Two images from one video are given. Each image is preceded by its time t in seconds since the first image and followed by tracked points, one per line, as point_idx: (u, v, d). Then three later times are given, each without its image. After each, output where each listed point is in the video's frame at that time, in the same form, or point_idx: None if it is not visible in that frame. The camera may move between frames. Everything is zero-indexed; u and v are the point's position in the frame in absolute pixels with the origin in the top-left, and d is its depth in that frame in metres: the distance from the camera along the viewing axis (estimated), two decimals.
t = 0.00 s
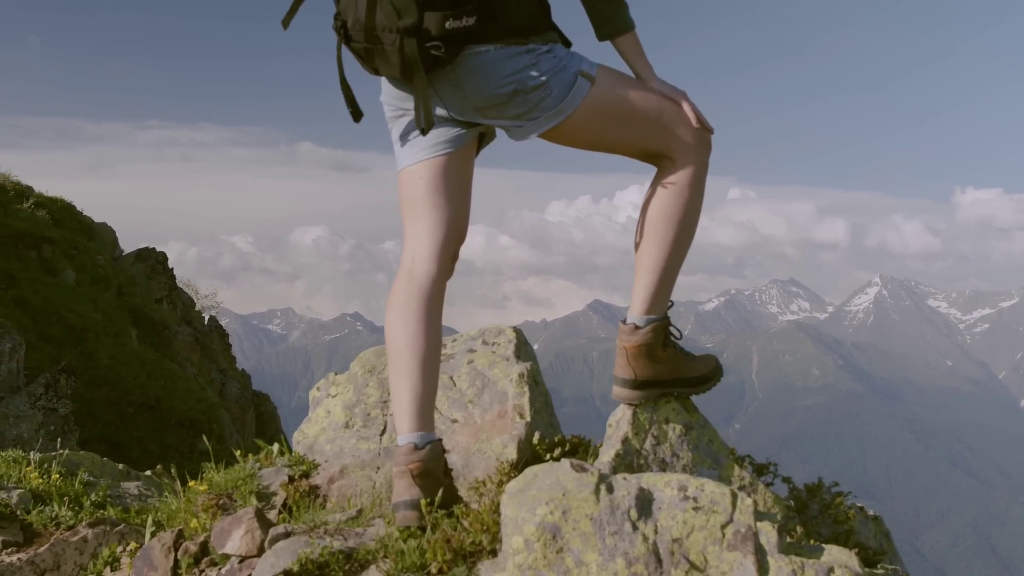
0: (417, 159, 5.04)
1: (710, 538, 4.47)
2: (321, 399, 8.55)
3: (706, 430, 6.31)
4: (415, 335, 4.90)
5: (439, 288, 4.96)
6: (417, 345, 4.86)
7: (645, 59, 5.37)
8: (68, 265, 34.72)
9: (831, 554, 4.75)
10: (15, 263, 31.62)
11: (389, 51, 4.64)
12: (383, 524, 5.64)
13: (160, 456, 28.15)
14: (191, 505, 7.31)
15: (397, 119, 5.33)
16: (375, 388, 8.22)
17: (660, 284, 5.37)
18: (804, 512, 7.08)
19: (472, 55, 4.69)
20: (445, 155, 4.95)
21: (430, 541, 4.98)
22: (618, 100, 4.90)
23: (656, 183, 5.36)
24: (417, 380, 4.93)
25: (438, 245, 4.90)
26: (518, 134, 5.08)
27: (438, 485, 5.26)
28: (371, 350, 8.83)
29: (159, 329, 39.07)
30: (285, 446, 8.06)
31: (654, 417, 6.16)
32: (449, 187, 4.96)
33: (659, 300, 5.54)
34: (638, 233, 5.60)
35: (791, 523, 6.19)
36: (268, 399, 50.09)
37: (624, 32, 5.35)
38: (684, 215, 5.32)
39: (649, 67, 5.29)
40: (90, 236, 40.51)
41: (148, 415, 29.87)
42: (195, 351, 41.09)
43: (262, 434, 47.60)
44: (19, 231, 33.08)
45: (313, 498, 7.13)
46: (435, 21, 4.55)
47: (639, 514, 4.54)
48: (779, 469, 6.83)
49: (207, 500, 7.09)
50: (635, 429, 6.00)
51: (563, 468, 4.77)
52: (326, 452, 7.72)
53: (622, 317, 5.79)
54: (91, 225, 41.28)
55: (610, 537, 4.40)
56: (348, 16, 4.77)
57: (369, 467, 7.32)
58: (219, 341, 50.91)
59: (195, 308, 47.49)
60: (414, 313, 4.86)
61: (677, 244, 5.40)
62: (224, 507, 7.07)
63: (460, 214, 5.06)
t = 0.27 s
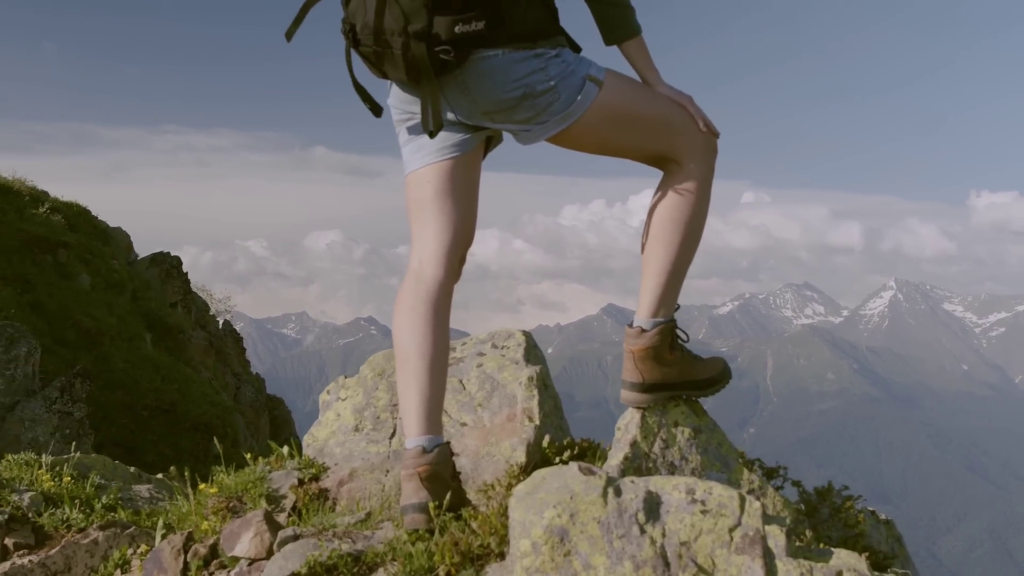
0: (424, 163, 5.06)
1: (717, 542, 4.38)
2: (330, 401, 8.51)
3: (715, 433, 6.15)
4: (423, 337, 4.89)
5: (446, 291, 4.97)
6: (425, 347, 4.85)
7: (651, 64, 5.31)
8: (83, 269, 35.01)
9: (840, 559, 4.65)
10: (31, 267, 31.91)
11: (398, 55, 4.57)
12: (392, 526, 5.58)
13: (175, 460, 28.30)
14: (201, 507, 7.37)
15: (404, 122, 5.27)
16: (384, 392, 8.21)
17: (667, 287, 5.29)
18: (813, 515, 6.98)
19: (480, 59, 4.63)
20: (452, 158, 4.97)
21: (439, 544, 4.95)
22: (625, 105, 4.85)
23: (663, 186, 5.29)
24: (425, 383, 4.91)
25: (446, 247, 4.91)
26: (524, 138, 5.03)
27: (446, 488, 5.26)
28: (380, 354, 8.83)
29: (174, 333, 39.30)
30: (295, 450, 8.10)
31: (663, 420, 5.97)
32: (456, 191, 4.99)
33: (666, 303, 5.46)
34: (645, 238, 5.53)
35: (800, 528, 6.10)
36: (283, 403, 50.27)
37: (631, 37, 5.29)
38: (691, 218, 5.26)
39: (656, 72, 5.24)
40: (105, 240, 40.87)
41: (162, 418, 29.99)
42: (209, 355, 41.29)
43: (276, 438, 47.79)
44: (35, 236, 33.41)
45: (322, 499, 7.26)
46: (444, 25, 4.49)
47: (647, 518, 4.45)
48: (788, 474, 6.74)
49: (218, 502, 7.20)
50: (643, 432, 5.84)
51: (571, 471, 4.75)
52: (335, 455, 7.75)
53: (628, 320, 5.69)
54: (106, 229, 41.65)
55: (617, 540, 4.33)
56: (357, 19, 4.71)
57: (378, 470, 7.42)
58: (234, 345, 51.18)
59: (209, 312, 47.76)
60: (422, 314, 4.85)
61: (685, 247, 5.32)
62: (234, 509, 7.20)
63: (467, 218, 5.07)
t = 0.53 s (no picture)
0: (431, 168, 5.01)
1: (726, 547, 4.23)
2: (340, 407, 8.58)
3: (725, 439, 6.10)
4: (431, 342, 4.85)
5: (454, 296, 4.92)
6: (433, 352, 4.81)
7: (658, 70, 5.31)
8: (97, 275, 35.27)
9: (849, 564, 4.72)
10: (45, 273, 32.18)
11: (409, 60, 4.55)
12: (400, 532, 5.57)
13: (188, 466, 28.40)
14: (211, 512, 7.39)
15: (412, 128, 5.26)
16: (394, 397, 8.21)
17: (675, 292, 5.32)
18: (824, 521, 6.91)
19: (490, 65, 4.64)
20: (459, 163, 4.93)
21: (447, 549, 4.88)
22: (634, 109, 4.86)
23: (670, 192, 5.33)
24: (433, 389, 4.87)
25: (453, 253, 4.86)
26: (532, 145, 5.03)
27: (454, 492, 5.14)
28: (389, 359, 8.86)
29: (187, 338, 39.49)
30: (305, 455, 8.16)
31: (672, 425, 5.92)
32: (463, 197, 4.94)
33: (673, 307, 5.47)
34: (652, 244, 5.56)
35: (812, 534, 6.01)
36: (296, 409, 50.43)
37: (639, 44, 5.28)
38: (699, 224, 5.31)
39: (663, 78, 5.24)
40: (119, 247, 41.18)
41: (176, 424, 30.02)
42: (222, 360, 41.42)
43: (289, 443, 47.93)
44: (50, 243, 33.72)
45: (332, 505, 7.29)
46: (455, 31, 4.47)
47: (655, 522, 4.28)
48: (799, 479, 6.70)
49: (228, 507, 7.25)
50: (653, 437, 5.77)
51: (580, 476, 4.56)
52: (345, 461, 7.78)
53: (635, 326, 5.69)
54: (120, 236, 42.01)
55: (626, 545, 4.16)
56: (367, 24, 4.68)
57: (387, 475, 7.43)
58: (247, 351, 51.42)
59: (222, 318, 48.01)
60: (429, 320, 4.81)
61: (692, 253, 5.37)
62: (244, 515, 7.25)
63: (474, 223, 5.02)
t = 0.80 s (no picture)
0: (439, 168, 4.97)
1: (733, 547, 4.10)
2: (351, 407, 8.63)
3: (734, 439, 6.00)
4: (440, 341, 4.79)
5: (463, 296, 4.88)
6: (442, 352, 4.76)
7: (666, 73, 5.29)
8: (113, 277, 35.56)
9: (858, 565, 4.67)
10: (61, 274, 32.47)
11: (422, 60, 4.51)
12: (409, 531, 5.55)
13: (202, 466, 28.55)
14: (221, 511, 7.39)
15: (421, 127, 5.22)
16: (404, 397, 8.30)
17: (684, 292, 5.31)
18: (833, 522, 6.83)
19: (503, 66, 4.61)
20: (467, 163, 4.90)
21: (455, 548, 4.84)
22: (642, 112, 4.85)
23: (678, 193, 5.33)
24: (442, 389, 4.83)
25: (462, 252, 4.82)
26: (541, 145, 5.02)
27: (463, 493, 5.10)
28: (400, 359, 8.90)
29: (202, 340, 39.73)
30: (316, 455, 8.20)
31: (681, 426, 5.85)
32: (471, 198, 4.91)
33: (681, 308, 5.44)
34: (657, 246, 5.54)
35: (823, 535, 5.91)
36: (310, 410, 50.63)
37: (647, 47, 5.26)
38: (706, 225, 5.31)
39: (670, 81, 5.22)
40: (134, 248, 41.51)
41: (190, 425, 30.17)
42: (237, 362, 41.57)
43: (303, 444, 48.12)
44: (65, 244, 34.03)
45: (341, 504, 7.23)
46: (470, 31, 4.43)
47: (663, 523, 4.19)
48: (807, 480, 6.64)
49: (237, 506, 7.22)
50: (662, 438, 5.71)
51: (587, 476, 4.47)
52: (355, 461, 7.79)
53: (642, 326, 5.63)
54: (136, 238, 42.35)
55: (634, 546, 4.07)
56: (380, 23, 4.62)
57: (397, 475, 7.44)
58: (262, 352, 51.68)
59: (237, 320, 48.27)
60: (438, 319, 4.77)
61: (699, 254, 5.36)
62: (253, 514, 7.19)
63: (482, 223, 4.98)
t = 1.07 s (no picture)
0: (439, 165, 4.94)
1: (735, 544, 4.09)
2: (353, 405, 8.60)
3: (737, 436, 5.95)
4: (440, 338, 4.77)
5: (463, 294, 4.85)
6: (442, 349, 4.73)
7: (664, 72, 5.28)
8: (119, 277, 35.64)
9: (859, 563, 4.66)
10: (68, 274, 32.56)
11: (426, 55, 4.49)
12: (411, 528, 5.55)
13: (208, 465, 28.60)
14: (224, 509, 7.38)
15: (421, 124, 5.20)
16: (406, 396, 8.30)
17: (682, 290, 5.27)
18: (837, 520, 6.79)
19: (506, 63, 4.59)
20: (468, 161, 4.87)
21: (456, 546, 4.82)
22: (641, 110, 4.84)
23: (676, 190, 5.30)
24: (443, 387, 4.81)
25: (462, 250, 4.80)
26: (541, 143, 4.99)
27: (465, 489, 5.08)
28: (403, 358, 8.89)
29: (208, 339, 39.80)
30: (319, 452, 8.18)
31: (683, 424, 5.80)
32: (471, 195, 4.88)
33: (680, 305, 5.40)
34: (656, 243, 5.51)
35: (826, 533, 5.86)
36: (316, 409, 50.71)
37: (647, 46, 5.24)
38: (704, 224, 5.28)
39: (669, 80, 5.20)
40: (140, 248, 41.60)
41: (195, 425, 30.20)
42: (243, 361, 41.53)
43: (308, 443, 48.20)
44: (72, 244, 34.11)
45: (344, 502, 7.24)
46: (475, 27, 4.42)
47: (665, 520, 4.18)
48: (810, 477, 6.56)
49: (241, 504, 7.22)
50: (664, 435, 5.66)
51: (589, 473, 4.47)
52: (357, 458, 7.78)
53: (642, 324, 5.60)
54: (142, 237, 42.46)
55: (635, 543, 4.06)
56: (384, 18, 4.60)
57: (400, 472, 7.45)
58: (269, 352, 51.77)
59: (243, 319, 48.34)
60: (439, 317, 4.74)
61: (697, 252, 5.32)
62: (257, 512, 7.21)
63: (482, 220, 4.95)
